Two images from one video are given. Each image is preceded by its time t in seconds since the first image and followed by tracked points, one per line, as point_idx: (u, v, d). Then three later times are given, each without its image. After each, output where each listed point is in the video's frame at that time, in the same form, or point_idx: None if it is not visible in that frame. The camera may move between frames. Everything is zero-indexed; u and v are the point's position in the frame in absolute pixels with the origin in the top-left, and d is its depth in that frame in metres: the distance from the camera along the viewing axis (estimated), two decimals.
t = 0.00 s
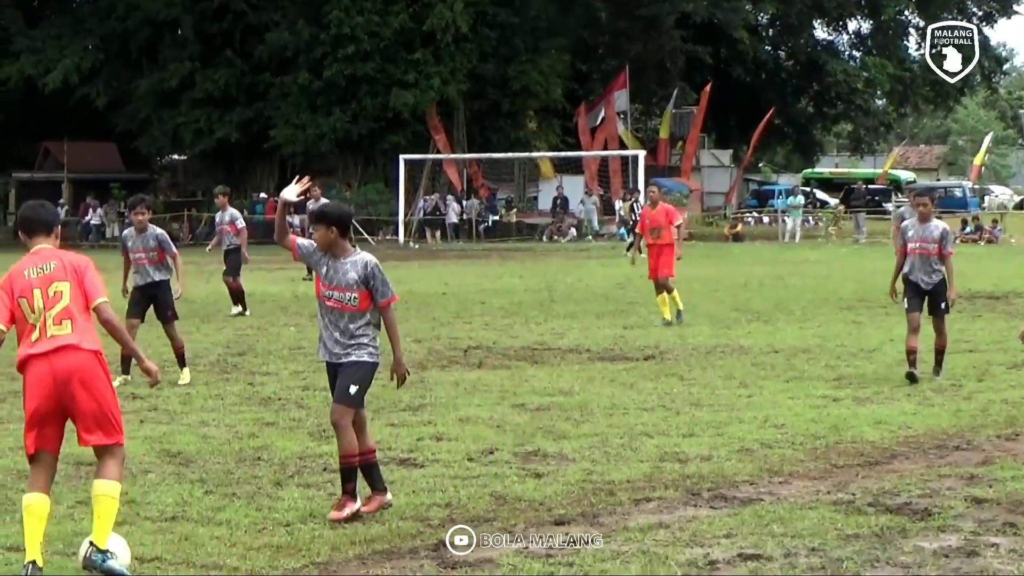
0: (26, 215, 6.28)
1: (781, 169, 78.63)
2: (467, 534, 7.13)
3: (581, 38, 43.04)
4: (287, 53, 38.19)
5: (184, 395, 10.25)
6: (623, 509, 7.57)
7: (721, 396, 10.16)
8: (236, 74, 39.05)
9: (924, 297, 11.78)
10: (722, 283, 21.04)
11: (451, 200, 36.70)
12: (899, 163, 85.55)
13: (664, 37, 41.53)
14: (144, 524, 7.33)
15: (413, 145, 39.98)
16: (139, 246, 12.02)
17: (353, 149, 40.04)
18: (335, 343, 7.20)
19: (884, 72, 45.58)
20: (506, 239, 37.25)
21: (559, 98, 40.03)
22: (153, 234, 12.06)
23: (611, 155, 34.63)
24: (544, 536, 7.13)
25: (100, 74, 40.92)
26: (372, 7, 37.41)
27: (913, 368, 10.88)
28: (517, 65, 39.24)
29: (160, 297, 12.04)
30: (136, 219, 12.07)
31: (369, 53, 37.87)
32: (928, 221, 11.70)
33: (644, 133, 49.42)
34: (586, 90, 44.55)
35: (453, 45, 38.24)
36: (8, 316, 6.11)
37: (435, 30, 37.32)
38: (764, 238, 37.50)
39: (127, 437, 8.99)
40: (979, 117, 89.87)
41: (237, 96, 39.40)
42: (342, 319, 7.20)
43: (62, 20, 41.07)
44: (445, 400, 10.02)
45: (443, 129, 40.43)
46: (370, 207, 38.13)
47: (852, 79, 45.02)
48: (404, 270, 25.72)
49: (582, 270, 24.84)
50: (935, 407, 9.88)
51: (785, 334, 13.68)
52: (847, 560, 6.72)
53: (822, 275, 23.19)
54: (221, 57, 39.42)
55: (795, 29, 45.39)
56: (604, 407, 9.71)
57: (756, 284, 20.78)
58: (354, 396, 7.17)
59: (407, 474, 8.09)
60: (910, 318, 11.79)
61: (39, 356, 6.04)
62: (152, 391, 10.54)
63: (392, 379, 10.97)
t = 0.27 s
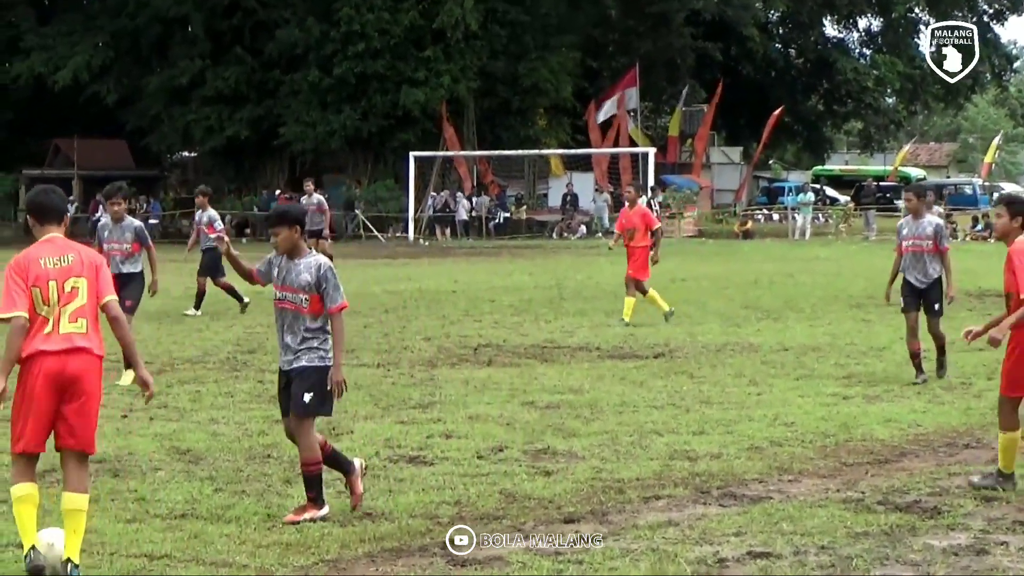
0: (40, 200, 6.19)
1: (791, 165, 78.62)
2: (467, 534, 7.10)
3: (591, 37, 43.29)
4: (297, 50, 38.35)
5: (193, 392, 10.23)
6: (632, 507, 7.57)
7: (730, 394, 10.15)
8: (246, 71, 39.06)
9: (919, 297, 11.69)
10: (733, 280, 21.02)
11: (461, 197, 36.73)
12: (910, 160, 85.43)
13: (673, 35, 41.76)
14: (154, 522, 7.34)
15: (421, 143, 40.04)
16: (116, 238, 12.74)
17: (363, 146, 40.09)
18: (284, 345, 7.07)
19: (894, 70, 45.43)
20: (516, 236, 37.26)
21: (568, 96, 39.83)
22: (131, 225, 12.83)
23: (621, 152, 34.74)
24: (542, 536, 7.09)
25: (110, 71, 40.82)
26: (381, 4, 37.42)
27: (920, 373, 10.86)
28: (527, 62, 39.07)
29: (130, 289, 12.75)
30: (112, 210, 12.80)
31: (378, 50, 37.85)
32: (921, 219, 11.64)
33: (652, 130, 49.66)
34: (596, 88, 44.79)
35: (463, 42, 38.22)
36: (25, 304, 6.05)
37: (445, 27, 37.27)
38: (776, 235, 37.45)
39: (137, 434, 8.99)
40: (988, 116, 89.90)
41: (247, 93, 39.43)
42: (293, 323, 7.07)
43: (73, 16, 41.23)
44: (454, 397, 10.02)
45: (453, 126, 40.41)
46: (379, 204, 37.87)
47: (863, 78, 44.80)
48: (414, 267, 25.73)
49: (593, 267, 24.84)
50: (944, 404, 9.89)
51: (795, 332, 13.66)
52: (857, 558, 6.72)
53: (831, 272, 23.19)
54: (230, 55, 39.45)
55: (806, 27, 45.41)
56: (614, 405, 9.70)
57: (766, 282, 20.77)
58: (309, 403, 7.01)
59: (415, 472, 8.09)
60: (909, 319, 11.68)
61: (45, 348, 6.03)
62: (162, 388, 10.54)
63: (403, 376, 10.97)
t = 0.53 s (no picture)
0: (64, 196, 6.05)
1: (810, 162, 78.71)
2: (467, 534, 7.04)
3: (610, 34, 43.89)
4: (316, 47, 38.70)
5: (213, 389, 10.25)
6: (651, 504, 7.57)
7: (749, 391, 10.14)
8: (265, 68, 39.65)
9: (917, 299, 11.68)
10: (752, 278, 21.03)
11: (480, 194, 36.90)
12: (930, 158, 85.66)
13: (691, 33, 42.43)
14: (172, 518, 7.35)
15: (437, 140, 40.26)
16: (105, 238, 12.77)
17: (383, 142, 40.49)
18: (233, 356, 7.10)
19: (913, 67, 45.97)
20: (535, 233, 37.40)
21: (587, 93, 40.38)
22: (119, 227, 12.79)
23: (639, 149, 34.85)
24: (544, 536, 7.04)
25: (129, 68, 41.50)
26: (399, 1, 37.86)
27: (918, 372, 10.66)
28: (546, 58, 39.70)
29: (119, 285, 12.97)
30: (100, 211, 12.54)
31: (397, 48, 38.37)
32: (925, 222, 11.59)
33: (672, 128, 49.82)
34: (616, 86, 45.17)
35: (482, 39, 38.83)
36: (41, 304, 5.90)
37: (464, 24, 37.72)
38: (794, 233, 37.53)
39: (157, 431, 9.01)
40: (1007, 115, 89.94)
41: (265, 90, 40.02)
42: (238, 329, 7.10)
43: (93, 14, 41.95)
44: (474, 394, 10.01)
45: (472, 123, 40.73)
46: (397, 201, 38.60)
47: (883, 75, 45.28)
48: (435, 264, 25.77)
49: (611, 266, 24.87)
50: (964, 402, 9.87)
51: (813, 330, 13.65)
52: (876, 556, 6.71)
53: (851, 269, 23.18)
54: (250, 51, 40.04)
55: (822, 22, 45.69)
56: (634, 402, 9.70)
57: (785, 279, 20.77)
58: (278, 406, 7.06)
59: (434, 469, 8.08)
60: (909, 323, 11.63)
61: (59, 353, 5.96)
62: (181, 385, 10.54)
63: (422, 373, 10.96)
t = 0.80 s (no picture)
0: (71, 197, 6.09)
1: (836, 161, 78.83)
2: (468, 533, 7.02)
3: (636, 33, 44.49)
4: (343, 46, 39.00)
5: (241, 387, 10.27)
6: (679, 502, 7.56)
7: (775, 390, 10.14)
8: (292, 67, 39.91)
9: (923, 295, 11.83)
10: (780, 277, 21.07)
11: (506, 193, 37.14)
12: (957, 157, 86.17)
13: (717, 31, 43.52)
14: (198, 516, 7.36)
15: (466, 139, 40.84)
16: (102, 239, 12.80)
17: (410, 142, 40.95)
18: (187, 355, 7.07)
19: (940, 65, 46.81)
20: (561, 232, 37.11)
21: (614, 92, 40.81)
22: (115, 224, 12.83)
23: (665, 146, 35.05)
24: (543, 536, 7.03)
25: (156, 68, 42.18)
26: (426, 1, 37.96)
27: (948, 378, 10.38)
28: (574, 57, 40.31)
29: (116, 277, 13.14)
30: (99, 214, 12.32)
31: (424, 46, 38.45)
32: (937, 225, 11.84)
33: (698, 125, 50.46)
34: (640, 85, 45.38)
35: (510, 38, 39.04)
36: (35, 309, 5.95)
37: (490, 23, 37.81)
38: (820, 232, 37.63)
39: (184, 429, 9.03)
40: None
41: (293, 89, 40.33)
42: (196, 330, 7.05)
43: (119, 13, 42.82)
44: (501, 393, 10.01)
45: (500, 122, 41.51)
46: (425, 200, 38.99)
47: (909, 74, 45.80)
48: (464, 262, 25.80)
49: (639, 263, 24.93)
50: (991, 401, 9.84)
51: (839, 328, 13.62)
52: (904, 555, 6.69)
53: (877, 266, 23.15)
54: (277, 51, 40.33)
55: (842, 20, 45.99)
56: (660, 401, 9.70)
57: (812, 277, 20.73)
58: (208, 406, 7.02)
59: (461, 468, 8.08)
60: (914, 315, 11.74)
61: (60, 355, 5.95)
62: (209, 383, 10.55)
63: (449, 371, 10.97)
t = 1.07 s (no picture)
0: (56, 206, 6.27)
1: (864, 160, 78.92)
2: (469, 534, 7.10)
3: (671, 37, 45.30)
4: (382, 48, 39.69)
5: (282, 384, 10.44)
6: (711, 497, 7.71)
7: (807, 387, 10.28)
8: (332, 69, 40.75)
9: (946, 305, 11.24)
10: (811, 276, 21.16)
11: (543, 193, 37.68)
12: (984, 158, 86.31)
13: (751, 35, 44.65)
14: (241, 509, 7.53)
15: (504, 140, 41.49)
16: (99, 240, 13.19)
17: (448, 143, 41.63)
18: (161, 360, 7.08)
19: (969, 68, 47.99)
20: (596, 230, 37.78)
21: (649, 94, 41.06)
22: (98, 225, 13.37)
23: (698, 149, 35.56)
24: (546, 535, 7.09)
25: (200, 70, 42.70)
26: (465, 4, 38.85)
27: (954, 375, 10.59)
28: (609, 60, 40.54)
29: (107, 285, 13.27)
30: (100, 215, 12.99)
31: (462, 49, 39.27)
32: (945, 229, 11.03)
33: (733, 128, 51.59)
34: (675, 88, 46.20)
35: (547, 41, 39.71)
36: (38, 320, 6.33)
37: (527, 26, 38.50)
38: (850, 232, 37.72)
39: (228, 424, 9.22)
40: None
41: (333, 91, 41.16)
42: (164, 335, 7.07)
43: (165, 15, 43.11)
44: (537, 390, 10.18)
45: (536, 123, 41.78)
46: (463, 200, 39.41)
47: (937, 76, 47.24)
48: (500, 262, 26.00)
49: (670, 263, 25.04)
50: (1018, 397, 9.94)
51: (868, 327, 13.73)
52: (933, 549, 6.84)
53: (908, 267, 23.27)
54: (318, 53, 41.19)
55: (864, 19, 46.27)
56: (693, 397, 9.87)
57: (843, 277, 20.84)
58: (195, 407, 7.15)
59: (499, 463, 8.25)
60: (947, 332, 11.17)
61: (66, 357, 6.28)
62: (251, 379, 10.71)
63: (486, 369, 11.12)
